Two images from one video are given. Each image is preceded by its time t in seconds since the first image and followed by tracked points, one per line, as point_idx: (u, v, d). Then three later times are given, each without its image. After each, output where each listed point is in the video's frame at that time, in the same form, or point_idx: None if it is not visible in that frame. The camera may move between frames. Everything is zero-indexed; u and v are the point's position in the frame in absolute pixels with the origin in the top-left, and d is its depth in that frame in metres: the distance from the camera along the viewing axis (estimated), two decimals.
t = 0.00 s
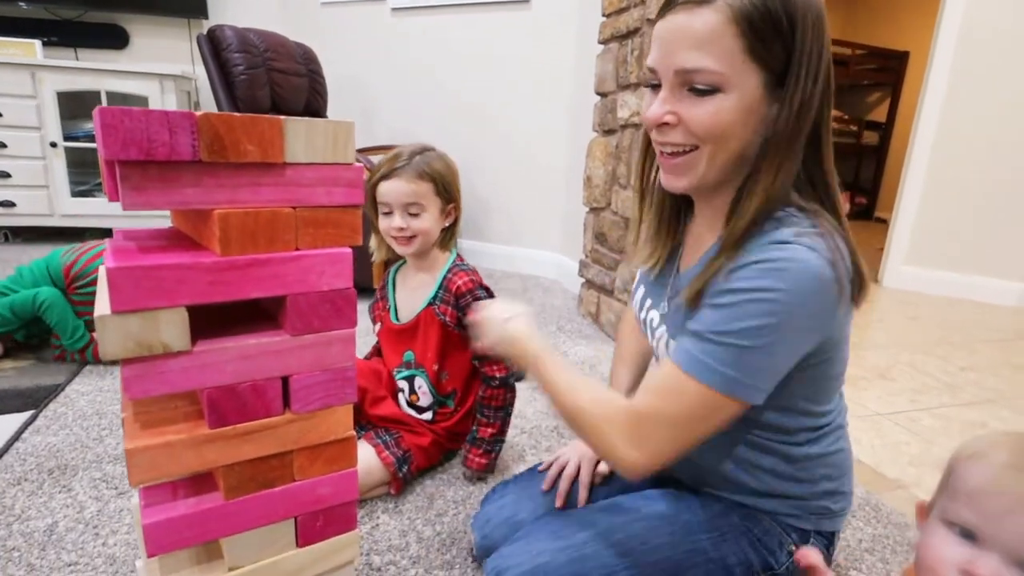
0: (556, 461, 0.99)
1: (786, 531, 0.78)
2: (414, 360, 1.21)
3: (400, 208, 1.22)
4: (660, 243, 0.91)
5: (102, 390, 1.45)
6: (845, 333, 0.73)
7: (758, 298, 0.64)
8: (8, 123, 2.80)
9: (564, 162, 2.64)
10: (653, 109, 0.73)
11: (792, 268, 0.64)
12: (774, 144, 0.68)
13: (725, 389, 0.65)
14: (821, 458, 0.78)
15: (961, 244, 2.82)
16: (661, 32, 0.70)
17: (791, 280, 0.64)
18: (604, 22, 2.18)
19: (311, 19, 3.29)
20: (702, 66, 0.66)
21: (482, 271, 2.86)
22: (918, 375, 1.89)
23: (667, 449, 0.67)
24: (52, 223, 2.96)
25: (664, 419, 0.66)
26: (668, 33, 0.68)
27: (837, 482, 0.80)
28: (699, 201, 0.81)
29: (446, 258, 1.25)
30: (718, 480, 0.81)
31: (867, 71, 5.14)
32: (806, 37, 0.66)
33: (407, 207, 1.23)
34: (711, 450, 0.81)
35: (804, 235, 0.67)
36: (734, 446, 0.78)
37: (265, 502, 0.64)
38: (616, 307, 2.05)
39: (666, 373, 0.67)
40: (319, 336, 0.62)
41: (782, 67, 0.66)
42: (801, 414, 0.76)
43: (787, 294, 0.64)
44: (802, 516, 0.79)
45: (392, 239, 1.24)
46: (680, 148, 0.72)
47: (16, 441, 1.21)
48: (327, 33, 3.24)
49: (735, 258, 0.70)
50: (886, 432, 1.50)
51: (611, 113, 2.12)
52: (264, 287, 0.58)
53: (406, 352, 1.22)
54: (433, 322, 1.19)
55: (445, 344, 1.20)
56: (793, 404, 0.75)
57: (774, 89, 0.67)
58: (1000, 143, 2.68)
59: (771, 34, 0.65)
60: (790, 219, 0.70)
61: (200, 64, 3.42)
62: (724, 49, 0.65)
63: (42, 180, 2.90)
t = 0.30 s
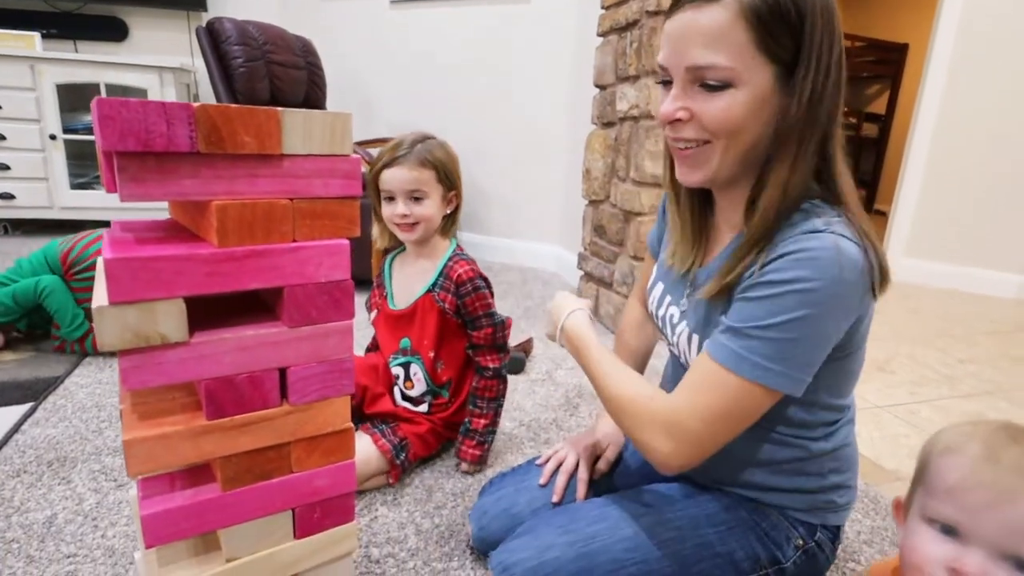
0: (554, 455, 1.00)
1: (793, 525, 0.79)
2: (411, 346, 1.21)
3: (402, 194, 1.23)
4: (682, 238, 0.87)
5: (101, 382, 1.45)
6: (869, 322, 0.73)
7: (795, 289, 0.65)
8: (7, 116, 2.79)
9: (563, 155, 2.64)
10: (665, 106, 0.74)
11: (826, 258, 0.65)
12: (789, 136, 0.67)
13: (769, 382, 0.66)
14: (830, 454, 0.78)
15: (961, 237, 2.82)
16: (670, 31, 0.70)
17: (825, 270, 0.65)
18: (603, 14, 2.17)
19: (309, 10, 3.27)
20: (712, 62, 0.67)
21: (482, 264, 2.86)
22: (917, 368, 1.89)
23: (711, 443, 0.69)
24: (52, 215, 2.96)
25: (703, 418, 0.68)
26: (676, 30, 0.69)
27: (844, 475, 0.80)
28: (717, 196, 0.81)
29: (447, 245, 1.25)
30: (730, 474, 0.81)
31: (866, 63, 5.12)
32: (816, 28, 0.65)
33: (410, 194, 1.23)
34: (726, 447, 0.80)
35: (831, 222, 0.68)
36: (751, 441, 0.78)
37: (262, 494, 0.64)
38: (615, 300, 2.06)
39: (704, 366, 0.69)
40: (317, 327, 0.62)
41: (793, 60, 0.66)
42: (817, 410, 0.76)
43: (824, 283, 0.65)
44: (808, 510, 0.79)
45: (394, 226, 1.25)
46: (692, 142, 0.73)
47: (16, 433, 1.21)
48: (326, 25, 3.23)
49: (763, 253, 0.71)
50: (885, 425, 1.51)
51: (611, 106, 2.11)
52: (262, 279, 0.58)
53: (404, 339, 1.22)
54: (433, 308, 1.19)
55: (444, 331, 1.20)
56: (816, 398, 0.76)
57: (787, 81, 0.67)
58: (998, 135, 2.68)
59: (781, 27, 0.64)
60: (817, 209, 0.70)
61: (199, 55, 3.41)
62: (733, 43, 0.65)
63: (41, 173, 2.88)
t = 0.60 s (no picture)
0: (549, 455, 1.00)
1: (790, 524, 0.79)
2: (404, 344, 1.21)
3: (403, 193, 1.23)
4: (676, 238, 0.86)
5: (98, 381, 1.45)
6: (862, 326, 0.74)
7: (792, 294, 0.65)
8: (6, 113, 2.79)
9: (562, 153, 2.64)
10: (700, 80, 0.72)
11: (820, 261, 0.65)
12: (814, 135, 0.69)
13: (765, 384, 0.66)
14: (827, 453, 0.78)
15: (960, 234, 2.81)
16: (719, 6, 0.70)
17: (821, 275, 0.65)
18: (602, 12, 2.17)
19: (308, 7, 3.27)
20: (763, 41, 0.67)
21: (481, 261, 2.86)
22: (915, 365, 1.89)
23: (705, 444, 0.70)
24: (50, 212, 2.96)
25: (696, 417, 0.68)
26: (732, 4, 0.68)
27: (841, 474, 0.80)
28: (717, 196, 0.81)
29: (439, 242, 1.26)
30: (728, 473, 0.81)
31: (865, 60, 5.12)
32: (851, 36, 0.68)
33: (410, 192, 1.23)
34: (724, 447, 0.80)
35: (831, 225, 0.68)
36: (749, 440, 0.78)
37: (256, 498, 0.64)
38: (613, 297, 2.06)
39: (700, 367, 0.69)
40: (311, 331, 0.62)
41: (831, 61, 0.68)
42: (814, 409, 0.76)
43: (820, 288, 0.64)
44: (805, 510, 0.79)
45: (393, 224, 1.23)
46: (720, 124, 0.72)
47: (12, 433, 1.21)
48: (325, 23, 3.23)
49: (762, 254, 0.70)
50: (882, 421, 1.51)
51: (609, 104, 2.11)
52: (255, 283, 0.58)
53: (395, 337, 1.22)
54: (427, 306, 1.19)
55: (438, 326, 1.21)
56: (813, 397, 0.76)
57: (817, 82, 0.68)
58: (995, 135, 2.68)
59: (828, 28, 0.67)
60: (813, 211, 0.70)
61: (198, 52, 3.40)
62: (787, 28, 0.66)
63: (40, 170, 2.88)
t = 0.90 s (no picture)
0: (543, 470, 1.00)
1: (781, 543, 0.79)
2: (394, 353, 1.20)
3: (408, 196, 1.24)
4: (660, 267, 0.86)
5: (87, 388, 1.44)
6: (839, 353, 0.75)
7: (769, 330, 0.66)
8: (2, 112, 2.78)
9: (558, 161, 2.64)
10: (693, 97, 0.72)
11: (798, 297, 0.65)
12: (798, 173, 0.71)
13: (749, 418, 0.67)
14: (816, 472, 0.78)
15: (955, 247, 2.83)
16: (721, 28, 0.70)
17: (795, 309, 0.65)
18: (602, 23, 2.17)
19: (307, 10, 3.28)
20: (759, 69, 0.67)
21: (477, 267, 2.85)
22: (907, 377, 1.90)
23: (696, 479, 0.70)
24: (43, 211, 2.94)
25: (687, 456, 0.69)
26: (731, 29, 0.69)
27: (830, 491, 0.80)
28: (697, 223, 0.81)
29: (430, 250, 1.26)
30: (719, 494, 0.81)
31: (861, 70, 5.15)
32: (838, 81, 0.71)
33: (414, 196, 1.25)
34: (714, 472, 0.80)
35: (805, 257, 0.69)
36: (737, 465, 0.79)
37: (249, 522, 0.64)
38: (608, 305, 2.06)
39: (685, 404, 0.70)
40: (307, 355, 0.62)
41: (821, 105, 0.70)
42: (801, 430, 0.76)
43: (795, 323, 0.65)
44: (796, 528, 0.79)
45: (393, 228, 1.22)
46: (706, 147, 0.72)
47: None
48: (325, 27, 3.23)
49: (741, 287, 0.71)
50: (875, 434, 1.51)
51: (608, 114, 2.11)
52: (253, 307, 0.58)
53: (385, 346, 1.21)
54: (419, 314, 1.19)
55: (429, 336, 1.21)
56: (799, 419, 0.76)
57: (802, 120, 0.70)
58: (989, 151, 2.70)
59: (820, 70, 0.69)
60: (793, 242, 0.71)
61: (197, 53, 3.40)
62: (784, 59, 0.67)
63: (35, 169, 2.87)
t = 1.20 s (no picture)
0: (513, 496, 1.00)
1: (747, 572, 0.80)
2: (356, 375, 1.21)
3: (374, 216, 1.25)
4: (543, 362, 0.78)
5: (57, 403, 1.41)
6: (755, 407, 0.71)
7: (653, 429, 0.63)
8: None
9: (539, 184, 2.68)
10: (515, 210, 0.68)
11: (675, 389, 0.62)
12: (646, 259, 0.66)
13: (656, 504, 0.66)
14: (773, 507, 0.78)
15: (922, 278, 2.92)
16: (535, 138, 0.67)
17: (671, 403, 0.63)
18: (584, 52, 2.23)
19: (294, 29, 3.30)
20: (566, 179, 0.63)
21: (457, 288, 2.86)
22: (876, 405, 1.94)
23: (627, 559, 0.70)
24: (15, 221, 2.89)
25: (620, 545, 0.69)
26: (544, 136, 0.65)
27: (791, 522, 0.81)
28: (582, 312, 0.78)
29: (394, 276, 1.26)
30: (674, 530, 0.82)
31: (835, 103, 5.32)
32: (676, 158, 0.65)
33: (380, 217, 1.26)
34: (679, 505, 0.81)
35: (676, 342, 0.65)
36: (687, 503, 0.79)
37: (219, 551, 0.64)
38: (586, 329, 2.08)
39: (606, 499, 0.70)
40: (283, 386, 0.63)
41: (654, 191, 0.65)
42: (751, 471, 0.76)
43: (673, 418, 0.63)
44: (758, 558, 0.80)
45: (357, 246, 1.23)
46: (538, 255, 0.68)
47: None
48: (311, 45, 3.25)
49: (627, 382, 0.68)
50: (843, 462, 1.54)
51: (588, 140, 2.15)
52: (230, 339, 0.59)
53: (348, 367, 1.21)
54: (375, 339, 1.19)
55: (384, 361, 1.21)
56: (739, 463, 0.76)
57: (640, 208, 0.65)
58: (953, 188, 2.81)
59: (649, 157, 0.64)
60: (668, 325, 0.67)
61: (180, 67, 3.41)
62: (587, 163, 0.63)
63: (9, 178, 2.83)
